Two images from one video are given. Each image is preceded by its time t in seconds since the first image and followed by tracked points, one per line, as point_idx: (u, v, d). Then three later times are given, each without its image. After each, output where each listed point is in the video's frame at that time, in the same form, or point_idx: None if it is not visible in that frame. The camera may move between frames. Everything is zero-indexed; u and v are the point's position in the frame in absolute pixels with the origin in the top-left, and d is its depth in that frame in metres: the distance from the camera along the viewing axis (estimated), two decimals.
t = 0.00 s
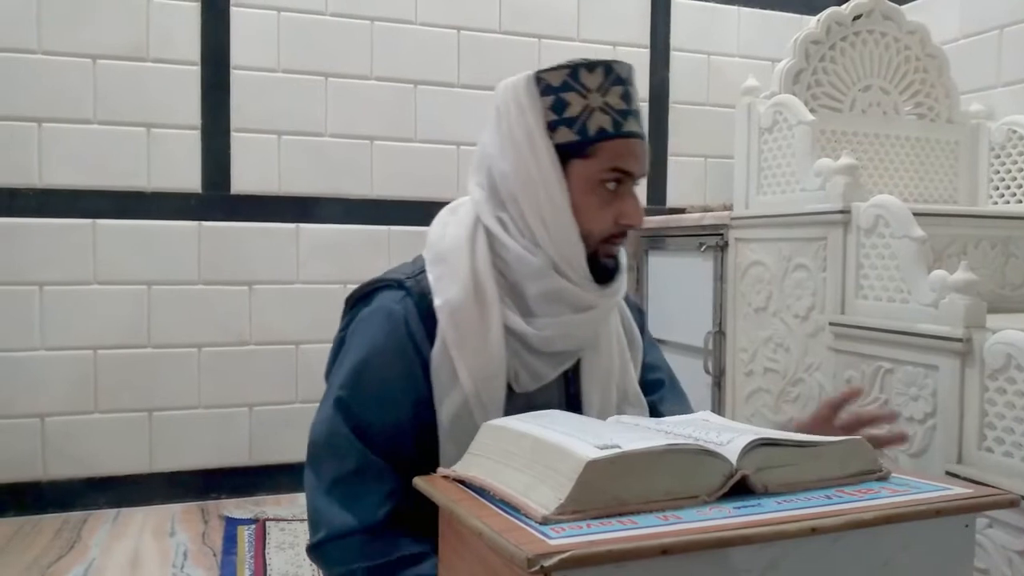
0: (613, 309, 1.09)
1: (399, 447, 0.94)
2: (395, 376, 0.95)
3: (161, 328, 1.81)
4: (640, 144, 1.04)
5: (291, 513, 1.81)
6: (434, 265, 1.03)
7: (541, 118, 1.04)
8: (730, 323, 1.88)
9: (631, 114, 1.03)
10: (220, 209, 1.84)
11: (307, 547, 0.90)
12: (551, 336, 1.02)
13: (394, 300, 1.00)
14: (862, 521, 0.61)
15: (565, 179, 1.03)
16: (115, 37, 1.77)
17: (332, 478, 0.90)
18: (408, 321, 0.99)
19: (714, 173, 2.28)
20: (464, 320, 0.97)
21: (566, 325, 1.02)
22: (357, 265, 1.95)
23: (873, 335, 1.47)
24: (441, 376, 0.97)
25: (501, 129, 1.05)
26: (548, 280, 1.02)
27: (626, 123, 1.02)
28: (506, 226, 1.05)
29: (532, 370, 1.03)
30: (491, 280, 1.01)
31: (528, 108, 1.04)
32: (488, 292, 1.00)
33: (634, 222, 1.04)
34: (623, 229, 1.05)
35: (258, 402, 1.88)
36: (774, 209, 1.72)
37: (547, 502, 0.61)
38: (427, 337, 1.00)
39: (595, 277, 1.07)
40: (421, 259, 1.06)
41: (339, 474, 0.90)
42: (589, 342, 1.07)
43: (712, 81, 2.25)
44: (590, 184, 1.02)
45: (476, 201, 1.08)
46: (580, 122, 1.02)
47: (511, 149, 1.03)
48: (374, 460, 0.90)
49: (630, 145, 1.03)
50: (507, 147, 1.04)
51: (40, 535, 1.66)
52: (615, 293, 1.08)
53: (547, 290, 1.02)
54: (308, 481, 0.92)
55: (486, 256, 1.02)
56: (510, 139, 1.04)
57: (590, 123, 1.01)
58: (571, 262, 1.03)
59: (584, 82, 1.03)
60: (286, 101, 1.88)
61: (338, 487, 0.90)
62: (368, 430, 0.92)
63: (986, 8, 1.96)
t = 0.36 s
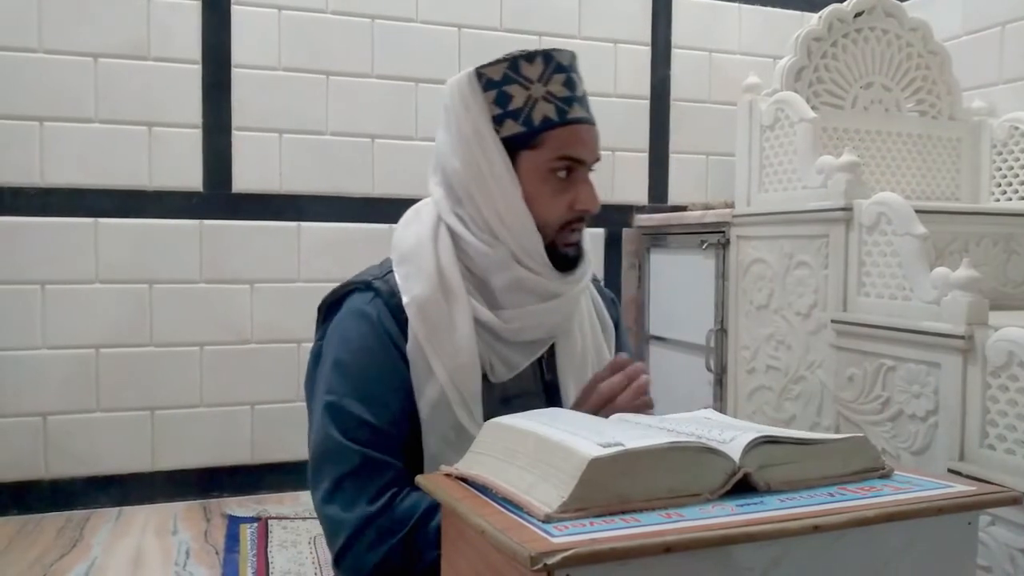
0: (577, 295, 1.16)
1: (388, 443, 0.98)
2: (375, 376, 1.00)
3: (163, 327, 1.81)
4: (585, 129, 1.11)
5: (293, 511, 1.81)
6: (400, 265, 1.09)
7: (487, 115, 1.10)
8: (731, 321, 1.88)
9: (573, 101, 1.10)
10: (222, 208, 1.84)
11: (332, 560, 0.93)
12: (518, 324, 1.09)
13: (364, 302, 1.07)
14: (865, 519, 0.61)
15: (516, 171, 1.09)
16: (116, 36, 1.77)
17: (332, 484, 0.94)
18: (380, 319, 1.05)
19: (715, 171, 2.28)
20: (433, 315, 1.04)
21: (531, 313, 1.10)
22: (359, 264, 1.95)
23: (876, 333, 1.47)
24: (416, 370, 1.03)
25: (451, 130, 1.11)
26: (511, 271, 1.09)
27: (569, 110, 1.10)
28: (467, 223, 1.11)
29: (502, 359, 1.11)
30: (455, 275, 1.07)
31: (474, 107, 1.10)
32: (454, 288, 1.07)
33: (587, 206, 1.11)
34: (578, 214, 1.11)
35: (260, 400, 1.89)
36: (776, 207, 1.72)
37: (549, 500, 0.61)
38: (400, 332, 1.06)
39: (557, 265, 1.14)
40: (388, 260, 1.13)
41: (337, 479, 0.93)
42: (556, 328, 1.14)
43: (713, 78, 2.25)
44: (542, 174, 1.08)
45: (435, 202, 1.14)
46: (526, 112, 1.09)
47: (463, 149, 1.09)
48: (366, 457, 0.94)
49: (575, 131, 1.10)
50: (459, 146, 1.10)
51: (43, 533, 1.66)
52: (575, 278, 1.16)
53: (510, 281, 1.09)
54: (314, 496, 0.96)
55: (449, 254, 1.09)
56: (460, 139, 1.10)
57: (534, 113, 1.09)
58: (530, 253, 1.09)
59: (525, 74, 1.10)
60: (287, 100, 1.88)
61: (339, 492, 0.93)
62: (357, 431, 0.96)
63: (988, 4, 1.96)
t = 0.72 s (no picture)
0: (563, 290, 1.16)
1: (372, 447, 0.98)
2: (357, 381, 1.00)
3: (163, 327, 1.81)
4: (555, 120, 1.11)
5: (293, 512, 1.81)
6: (383, 269, 1.09)
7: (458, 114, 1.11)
8: (731, 322, 1.88)
9: (542, 93, 1.11)
10: (222, 208, 1.84)
11: (315, 563, 0.94)
12: (504, 322, 1.09)
13: (348, 308, 1.07)
14: (865, 521, 0.61)
15: (491, 167, 1.10)
16: (117, 36, 1.77)
17: (315, 490, 0.95)
18: (363, 323, 1.05)
19: (716, 172, 2.28)
20: (415, 315, 1.04)
21: (516, 309, 1.09)
22: (359, 264, 1.95)
23: (875, 335, 1.47)
24: (399, 374, 1.03)
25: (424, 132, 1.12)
26: (493, 268, 1.09)
27: (538, 102, 1.10)
28: (447, 224, 1.12)
29: (489, 359, 1.10)
30: (437, 275, 1.07)
31: (444, 106, 1.11)
32: (437, 290, 1.07)
33: (564, 197, 1.11)
34: (556, 205, 1.12)
35: (259, 401, 1.89)
36: (775, 209, 1.72)
37: (549, 501, 0.61)
38: (383, 336, 1.06)
39: (540, 259, 1.14)
40: (372, 265, 1.13)
41: (320, 484, 0.95)
42: (543, 323, 1.14)
43: (714, 80, 2.25)
44: (515, 168, 1.09)
45: (416, 205, 1.15)
46: (494, 108, 1.09)
47: (436, 149, 1.11)
48: (348, 462, 0.95)
49: (546, 123, 1.10)
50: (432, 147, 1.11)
51: (42, 533, 1.66)
52: (560, 271, 1.16)
53: (493, 278, 1.09)
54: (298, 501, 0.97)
55: (430, 255, 1.09)
56: (433, 139, 1.11)
57: (503, 108, 1.09)
58: (510, 247, 1.10)
59: (490, 70, 1.10)
60: (288, 100, 1.88)
61: (322, 497, 0.94)
62: (340, 435, 0.97)
63: (990, 7, 1.96)
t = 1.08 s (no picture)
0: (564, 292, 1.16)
1: (370, 449, 0.99)
2: (357, 384, 1.00)
3: (165, 327, 1.81)
4: (558, 122, 1.11)
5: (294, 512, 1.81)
6: (383, 271, 1.09)
7: (459, 115, 1.11)
8: (732, 322, 1.88)
9: (545, 95, 1.11)
10: (224, 209, 1.84)
11: (312, 564, 0.95)
12: (503, 324, 1.09)
13: (348, 310, 1.07)
14: (867, 522, 0.61)
15: (492, 169, 1.10)
16: (119, 37, 1.77)
17: (314, 491, 0.95)
18: (362, 326, 1.05)
19: (717, 172, 2.28)
20: (415, 318, 1.04)
21: (516, 312, 1.09)
22: (360, 265, 1.95)
23: (877, 335, 1.47)
24: (399, 376, 1.03)
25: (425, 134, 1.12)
26: (493, 270, 1.09)
27: (541, 104, 1.10)
28: (447, 226, 1.12)
29: (489, 361, 1.10)
30: (437, 278, 1.08)
31: (445, 107, 1.11)
32: (436, 292, 1.07)
33: (565, 200, 1.11)
34: (556, 208, 1.11)
35: (261, 401, 1.89)
36: (777, 209, 1.72)
37: (550, 502, 0.61)
38: (383, 339, 1.05)
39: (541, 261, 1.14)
40: (372, 267, 1.13)
41: (318, 486, 0.95)
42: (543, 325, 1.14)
43: (715, 80, 2.25)
44: (516, 170, 1.09)
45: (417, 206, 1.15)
46: (496, 109, 1.09)
47: (437, 150, 1.10)
48: (347, 464, 0.95)
49: (548, 126, 1.10)
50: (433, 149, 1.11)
51: (44, 533, 1.66)
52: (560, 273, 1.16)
53: (493, 280, 1.09)
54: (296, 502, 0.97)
55: (430, 257, 1.09)
56: (434, 141, 1.11)
57: (505, 110, 1.09)
58: (511, 250, 1.10)
59: (492, 72, 1.11)
60: (290, 101, 1.88)
61: (320, 499, 0.94)
62: (339, 437, 0.97)
63: (992, 7, 1.95)
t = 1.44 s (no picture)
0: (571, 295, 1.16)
1: (369, 452, 0.99)
2: (359, 386, 1.00)
3: (166, 329, 1.81)
4: (567, 125, 1.11)
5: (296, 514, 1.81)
6: (389, 272, 1.10)
7: (470, 118, 1.11)
8: (734, 324, 1.88)
9: (554, 98, 1.11)
10: (226, 210, 1.84)
11: (303, 561, 0.95)
12: (509, 328, 1.09)
13: (353, 311, 1.07)
14: (869, 525, 0.61)
15: (501, 172, 1.10)
16: (121, 39, 1.77)
17: (310, 490, 0.95)
18: (367, 328, 1.05)
19: (719, 174, 2.28)
20: (420, 320, 1.04)
21: (521, 316, 1.09)
22: (362, 266, 1.95)
23: (879, 336, 1.47)
24: (403, 378, 1.03)
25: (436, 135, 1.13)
26: (500, 274, 1.09)
27: (550, 107, 1.10)
28: (455, 228, 1.12)
29: (493, 364, 1.10)
30: (443, 280, 1.08)
31: (455, 109, 1.11)
32: (442, 294, 1.07)
33: (574, 203, 1.11)
34: (565, 211, 1.11)
35: (263, 403, 1.89)
36: (779, 211, 1.72)
37: (553, 504, 0.61)
38: (387, 341, 1.06)
39: (549, 264, 1.14)
40: (379, 268, 1.13)
41: (315, 485, 0.95)
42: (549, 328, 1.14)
43: (716, 82, 2.25)
44: (525, 173, 1.09)
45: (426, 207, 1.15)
46: (506, 112, 1.09)
47: (447, 152, 1.11)
48: (344, 466, 0.95)
49: (557, 128, 1.10)
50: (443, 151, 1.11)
51: (47, 535, 1.66)
52: (568, 277, 1.15)
53: (499, 284, 1.09)
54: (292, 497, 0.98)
55: (437, 258, 1.09)
56: (445, 142, 1.11)
57: (515, 112, 1.09)
58: (518, 254, 1.10)
59: (502, 74, 1.10)
60: (291, 103, 1.89)
61: (315, 498, 0.95)
62: (338, 439, 0.97)
63: (994, 8, 1.95)
